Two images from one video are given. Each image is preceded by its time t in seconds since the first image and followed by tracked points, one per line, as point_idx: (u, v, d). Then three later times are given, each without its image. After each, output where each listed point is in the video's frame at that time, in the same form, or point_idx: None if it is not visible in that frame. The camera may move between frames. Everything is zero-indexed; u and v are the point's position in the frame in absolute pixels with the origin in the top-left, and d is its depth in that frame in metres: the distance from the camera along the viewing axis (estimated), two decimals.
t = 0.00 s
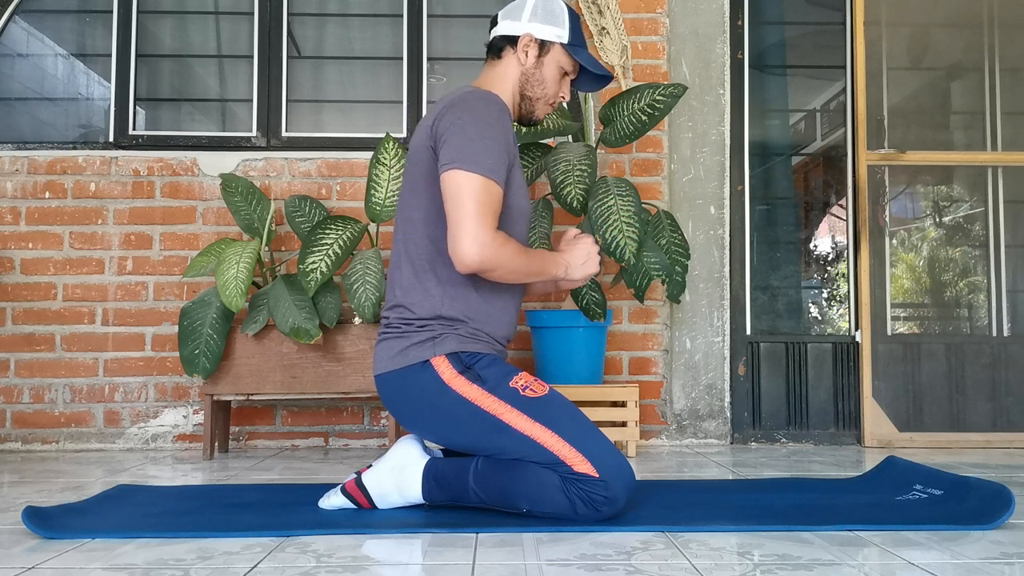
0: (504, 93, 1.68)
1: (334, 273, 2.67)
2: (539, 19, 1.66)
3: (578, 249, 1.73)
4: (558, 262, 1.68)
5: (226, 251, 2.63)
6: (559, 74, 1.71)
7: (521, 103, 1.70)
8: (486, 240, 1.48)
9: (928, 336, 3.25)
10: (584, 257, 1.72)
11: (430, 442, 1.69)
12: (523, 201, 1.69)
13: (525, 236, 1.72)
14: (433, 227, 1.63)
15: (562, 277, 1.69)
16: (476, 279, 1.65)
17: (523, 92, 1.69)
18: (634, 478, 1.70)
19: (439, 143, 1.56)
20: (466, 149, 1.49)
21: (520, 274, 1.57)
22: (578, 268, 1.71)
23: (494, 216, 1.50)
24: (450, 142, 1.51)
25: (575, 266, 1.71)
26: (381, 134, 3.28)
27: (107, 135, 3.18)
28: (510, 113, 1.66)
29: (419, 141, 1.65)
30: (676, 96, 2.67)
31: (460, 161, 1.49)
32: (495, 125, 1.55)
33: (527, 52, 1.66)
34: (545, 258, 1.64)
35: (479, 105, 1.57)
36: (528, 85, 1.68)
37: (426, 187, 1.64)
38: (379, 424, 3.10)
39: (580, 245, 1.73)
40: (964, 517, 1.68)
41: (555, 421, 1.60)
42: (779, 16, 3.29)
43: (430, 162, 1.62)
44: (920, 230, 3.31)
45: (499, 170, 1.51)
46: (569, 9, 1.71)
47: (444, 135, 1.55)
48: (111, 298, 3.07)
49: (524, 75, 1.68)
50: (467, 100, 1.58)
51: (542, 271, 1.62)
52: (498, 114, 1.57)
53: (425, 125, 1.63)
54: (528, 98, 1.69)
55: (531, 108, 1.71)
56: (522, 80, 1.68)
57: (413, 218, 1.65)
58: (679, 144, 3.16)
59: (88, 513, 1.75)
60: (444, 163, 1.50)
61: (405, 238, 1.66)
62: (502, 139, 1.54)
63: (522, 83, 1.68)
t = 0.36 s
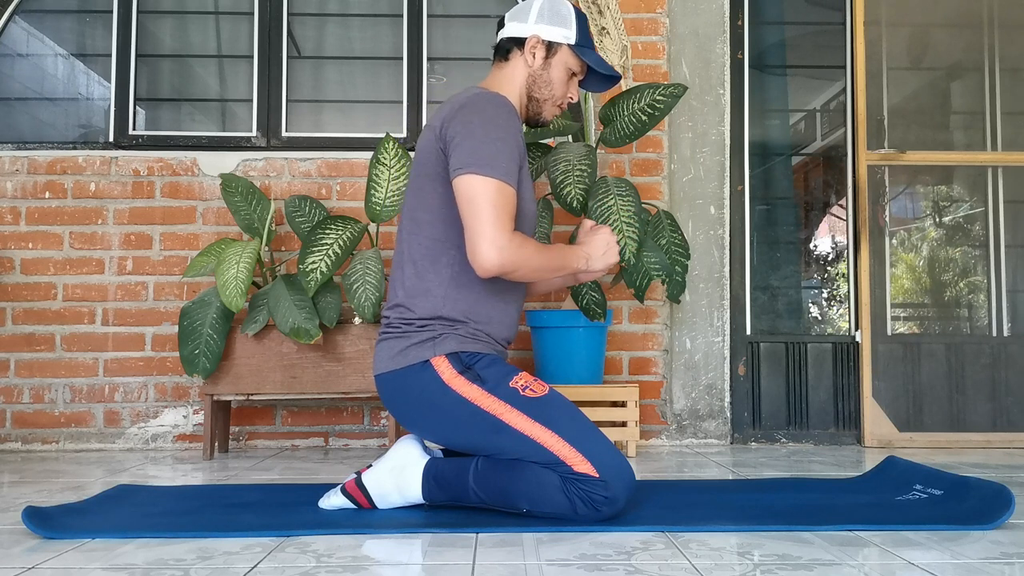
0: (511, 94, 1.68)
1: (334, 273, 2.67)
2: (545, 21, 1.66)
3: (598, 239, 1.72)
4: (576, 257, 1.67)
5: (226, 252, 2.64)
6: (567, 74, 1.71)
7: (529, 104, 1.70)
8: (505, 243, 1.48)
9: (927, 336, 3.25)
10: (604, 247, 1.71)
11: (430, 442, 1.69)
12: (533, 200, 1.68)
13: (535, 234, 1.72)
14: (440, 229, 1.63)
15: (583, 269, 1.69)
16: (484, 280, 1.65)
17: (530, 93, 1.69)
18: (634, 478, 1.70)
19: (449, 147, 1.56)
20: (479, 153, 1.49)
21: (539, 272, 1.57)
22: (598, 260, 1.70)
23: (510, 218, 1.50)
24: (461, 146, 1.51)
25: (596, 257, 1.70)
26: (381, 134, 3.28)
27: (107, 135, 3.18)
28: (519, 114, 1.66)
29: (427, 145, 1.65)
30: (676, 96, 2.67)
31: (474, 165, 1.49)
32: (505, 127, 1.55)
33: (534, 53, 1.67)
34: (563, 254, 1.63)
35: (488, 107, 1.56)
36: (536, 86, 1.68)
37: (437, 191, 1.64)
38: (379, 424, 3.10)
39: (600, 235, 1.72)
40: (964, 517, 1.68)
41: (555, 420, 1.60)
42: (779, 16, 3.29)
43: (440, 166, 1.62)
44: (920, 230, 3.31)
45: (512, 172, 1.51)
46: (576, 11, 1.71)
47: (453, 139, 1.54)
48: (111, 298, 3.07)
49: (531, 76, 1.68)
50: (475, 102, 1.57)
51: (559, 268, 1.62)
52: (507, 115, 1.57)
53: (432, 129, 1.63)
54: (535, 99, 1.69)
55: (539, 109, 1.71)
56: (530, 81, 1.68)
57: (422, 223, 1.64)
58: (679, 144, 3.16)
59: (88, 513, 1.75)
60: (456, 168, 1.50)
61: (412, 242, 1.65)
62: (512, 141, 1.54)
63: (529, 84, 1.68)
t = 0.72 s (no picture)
0: (511, 94, 1.68)
1: (334, 273, 2.67)
2: (546, 21, 1.66)
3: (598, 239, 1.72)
4: (576, 258, 1.67)
5: (226, 251, 2.64)
6: (567, 74, 1.71)
7: (529, 104, 1.70)
8: (505, 243, 1.48)
9: (927, 336, 3.25)
10: (604, 247, 1.71)
11: (430, 443, 1.69)
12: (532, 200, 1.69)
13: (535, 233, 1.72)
14: (440, 229, 1.63)
15: (583, 269, 1.69)
16: (484, 280, 1.65)
17: (530, 93, 1.69)
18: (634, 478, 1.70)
19: (449, 147, 1.56)
20: (479, 153, 1.49)
21: (539, 272, 1.57)
22: (598, 260, 1.70)
23: (510, 219, 1.50)
24: (462, 147, 1.51)
25: (597, 257, 1.70)
26: (381, 134, 3.28)
27: (107, 135, 3.17)
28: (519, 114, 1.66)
29: (427, 145, 1.65)
30: (676, 96, 2.67)
31: (474, 165, 1.48)
32: (505, 127, 1.55)
33: (534, 53, 1.67)
34: (564, 254, 1.63)
35: (488, 107, 1.56)
36: (536, 86, 1.68)
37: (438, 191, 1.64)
38: (379, 424, 3.10)
39: (600, 235, 1.72)
40: (964, 517, 1.68)
41: (555, 420, 1.60)
42: (778, 16, 3.29)
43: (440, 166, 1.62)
44: (920, 230, 3.31)
45: (512, 173, 1.51)
46: (576, 11, 1.71)
47: (453, 139, 1.54)
48: (111, 298, 3.07)
49: (532, 76, 1.68)
50: (475, 102, 1.57)
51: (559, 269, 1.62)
52: (507, 115, 1.57)
53: (432, 128, 1.63)
54: (535, 99, 1.69)
55: (539, 109, 1.71)
56: (530, 81, 1.68)
57: (421, 223, 1.64)
58: (679, 144, 3.16)
59: (88, 513, 1.75)
60: (457, 168, 1.50)
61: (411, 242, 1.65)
62: (512, 141, 1.54)
63: (529, 84, 1.68)
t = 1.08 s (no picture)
0: (511, 94, 1.68)
1: (334, 273, 2.67)
2: (546, 21, 1.66)
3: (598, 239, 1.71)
4: (576, 258, 1.67)
5: (226, 252, 2.63)
6: (567, 74, 1.71)
7: (529, 104, 1.70)
8: (505, 243, 1.48)
9: (927, 336, 3.25)
10: (604, 247, 1.71)
11: (430, 443, 1.69)
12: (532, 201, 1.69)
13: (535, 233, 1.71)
14: (440, 229, 1.63)
15: (583, 269, 1.69)
16: (484, 280, 1.65)
17: (530, 93, 1.69)
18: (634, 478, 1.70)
19: (449, 147, 1.56)
20: (479, 154, 1.49)
21: (539, 272, 1.57)
22: (598, 261, 1.70)
23: (510, 219, 1.50)
24: (462, 147, 1.51)
25: (597, 257, 1.70)
26: (381, 134, 3.28)
27: (107, 135, 3.18)
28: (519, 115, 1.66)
29: (427, 145, 1.65)
30: (676, 96, 2.67)
31: (474, 165, 1.48)
32: (505, 127, 1.55)
33: (534, 53, 1.67)
34: (564, 254, 1.64)
35: (488, 107, 1.56)
36: (536, 86, 1.68)
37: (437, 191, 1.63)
38: (379, 424, 3.10)
39: (600, 235, 1.72)
40: (964, 517, 1.68)
41: (555, 420, 1.60)
42: (778, 16, 3.29)
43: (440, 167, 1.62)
44: (920, 230, 3.31)
45: (512, 173, 1.51)
46: (576, 10, 1.71)
47: (453, 139, 1.54)
48: (111, 298, 3.07)
49: (531, 76, 1.68)
50: (475, 102, 1.57)
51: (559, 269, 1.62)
52: (507, 115, 1.57)
53: (432, 128, 1.63)
54: (535, 99, 1.69)
55: (539, 109, 1.71)
56: (530, 81, 1.68)
57: (421, 223, 1.64)
58: (679, 144, 3.16)
59: (88, 513, 1.75)
60: (457, 168, 1.50)
61: (411, 242, 1.65)
62: (512, 141, 1.54)
63: (529, 84, 1.68)
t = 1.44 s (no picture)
0: (512, 93, 1.68)
1: (334, 273, 2.67)
2: (545, 21, 1.66)
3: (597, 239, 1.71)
4: (576, 258, 1.67)
5: (226, 252, 2.63)
6: (567, 74, 1.71)
7: (529, 104, 1.70)
8: (505, 243, 1.48)
9: (927, 336, 3.25)
10: (604, 247, 1.71)
11: (430, 443, 1.69)
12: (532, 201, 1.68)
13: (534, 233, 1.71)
14: (439, 229, 1.63)
15: (583, 269, 1.69)
16: (484, 280, 1.65)
17: (530, 93, 1.69)
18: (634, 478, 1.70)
19: (449, 147, 1.56)
20: (479, 154, 1.49)
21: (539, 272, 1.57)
22: (598, 260, 1.70)
23: (510, 219, 1.50)
24: (462, 147, 1.51)
25: (597, 257, 1.70)
26: (381, 134, 3.28)
27: (107, 135, 3.18)
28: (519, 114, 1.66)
29: (427, 145, 1.65)
30: (676, 96, 2.67)
31: (474, 165, 1.48)
32: (505, 127, 1.55)
33: (534, 53, 1.67)
34: (564, 254, 1.63)
35: (489, 107, 1.56)
36: (536, 86, 1.68)
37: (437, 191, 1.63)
38: (379, 424, 3.10)
39: (600, 235, 1.72)
40: (963, 517, 1.68)
41: (555, 420, 1.60)
42: (778, 16, 3.29)
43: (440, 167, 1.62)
44: (920, 230, 3.31)
45: (512, 172, 1.51)
46: (576, 10, 1.71)
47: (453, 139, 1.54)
48: (111, 298, 3.07)
49: (531, 76, 1.68)
50: (475, 102, 1.57)
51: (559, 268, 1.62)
52: (507, 115, 1.57)
53: (432, 128, 1.63)
54: (535, 99, 1.69)
55: (539, 109, 1.71)
56: (530, 81, 1.68)
57: (421, 223, 1.64)
58: (679, 145, 3.16)
59: (88, 513, 1.75)
60: (457, 168, 1.50)
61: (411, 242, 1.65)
62: (512, 141, 1.54)
63: (529, 84, 1.68)
